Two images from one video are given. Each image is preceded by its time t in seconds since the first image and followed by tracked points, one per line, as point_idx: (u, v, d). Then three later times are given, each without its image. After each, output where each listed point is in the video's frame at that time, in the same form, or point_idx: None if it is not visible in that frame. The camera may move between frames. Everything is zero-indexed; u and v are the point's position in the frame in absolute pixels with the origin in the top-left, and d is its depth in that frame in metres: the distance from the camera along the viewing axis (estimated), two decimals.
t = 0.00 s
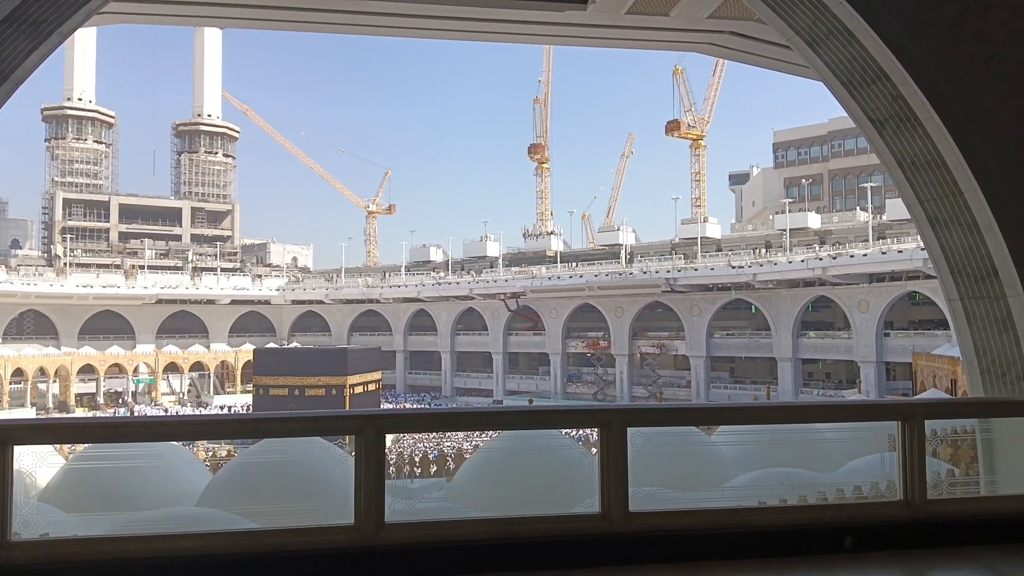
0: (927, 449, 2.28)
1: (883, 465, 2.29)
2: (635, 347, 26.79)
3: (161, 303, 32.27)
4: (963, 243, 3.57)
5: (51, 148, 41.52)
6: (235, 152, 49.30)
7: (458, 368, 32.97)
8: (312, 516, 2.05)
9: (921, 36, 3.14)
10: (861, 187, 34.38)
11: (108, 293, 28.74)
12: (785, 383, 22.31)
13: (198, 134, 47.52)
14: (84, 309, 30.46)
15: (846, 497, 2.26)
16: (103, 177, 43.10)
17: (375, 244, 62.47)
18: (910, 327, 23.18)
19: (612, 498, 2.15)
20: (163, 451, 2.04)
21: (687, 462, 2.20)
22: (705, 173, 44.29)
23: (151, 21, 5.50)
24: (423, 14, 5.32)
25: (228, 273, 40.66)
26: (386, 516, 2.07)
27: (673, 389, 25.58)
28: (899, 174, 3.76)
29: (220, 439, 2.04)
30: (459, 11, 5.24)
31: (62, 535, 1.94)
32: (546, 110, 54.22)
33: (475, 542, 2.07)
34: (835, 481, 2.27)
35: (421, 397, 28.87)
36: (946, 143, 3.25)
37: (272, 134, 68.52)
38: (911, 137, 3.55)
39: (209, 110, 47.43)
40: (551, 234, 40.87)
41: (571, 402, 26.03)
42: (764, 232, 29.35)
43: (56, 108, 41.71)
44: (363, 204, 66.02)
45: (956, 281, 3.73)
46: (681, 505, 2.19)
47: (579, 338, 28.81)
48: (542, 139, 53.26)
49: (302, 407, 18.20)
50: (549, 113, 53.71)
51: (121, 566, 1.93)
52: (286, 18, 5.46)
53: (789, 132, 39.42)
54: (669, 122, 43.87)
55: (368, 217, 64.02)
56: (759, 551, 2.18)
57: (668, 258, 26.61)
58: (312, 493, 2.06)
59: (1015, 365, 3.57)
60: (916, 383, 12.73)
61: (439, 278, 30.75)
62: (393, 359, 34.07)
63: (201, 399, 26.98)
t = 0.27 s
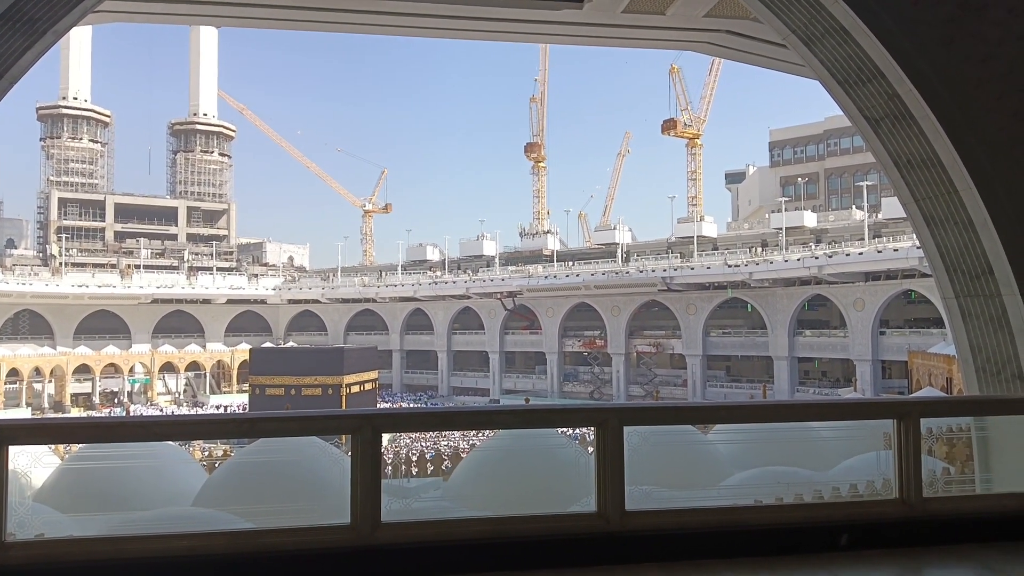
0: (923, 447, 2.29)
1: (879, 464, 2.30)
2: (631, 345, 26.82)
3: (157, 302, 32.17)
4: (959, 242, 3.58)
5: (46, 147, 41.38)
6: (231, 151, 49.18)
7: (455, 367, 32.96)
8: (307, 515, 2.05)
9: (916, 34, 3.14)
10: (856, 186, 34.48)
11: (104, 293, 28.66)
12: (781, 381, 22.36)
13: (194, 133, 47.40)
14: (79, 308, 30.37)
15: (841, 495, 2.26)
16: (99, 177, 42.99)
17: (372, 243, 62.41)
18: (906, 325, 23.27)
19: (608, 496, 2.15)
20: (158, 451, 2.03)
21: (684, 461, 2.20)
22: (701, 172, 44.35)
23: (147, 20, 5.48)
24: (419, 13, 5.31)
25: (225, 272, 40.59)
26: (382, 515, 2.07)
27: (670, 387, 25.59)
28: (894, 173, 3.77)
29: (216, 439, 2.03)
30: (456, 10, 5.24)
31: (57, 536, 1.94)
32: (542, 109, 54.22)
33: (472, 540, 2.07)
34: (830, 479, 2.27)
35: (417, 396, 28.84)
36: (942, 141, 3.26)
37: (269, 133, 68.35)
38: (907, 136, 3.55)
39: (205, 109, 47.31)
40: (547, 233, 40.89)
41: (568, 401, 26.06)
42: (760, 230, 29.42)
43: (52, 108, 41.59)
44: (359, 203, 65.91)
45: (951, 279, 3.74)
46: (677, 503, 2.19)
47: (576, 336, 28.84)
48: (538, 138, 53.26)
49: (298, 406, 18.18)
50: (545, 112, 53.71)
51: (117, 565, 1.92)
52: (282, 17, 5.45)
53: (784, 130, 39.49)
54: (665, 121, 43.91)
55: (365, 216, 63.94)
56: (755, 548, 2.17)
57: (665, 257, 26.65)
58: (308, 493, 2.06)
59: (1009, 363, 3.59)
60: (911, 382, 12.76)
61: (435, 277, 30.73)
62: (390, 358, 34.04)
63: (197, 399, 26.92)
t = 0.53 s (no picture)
0: (922, 449, 2.29)
1: (878, 465, 2.30)
2: (631, 345, 26.81)
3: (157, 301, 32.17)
4: (959, 243, 3.58)
5: (47, 145, 41.36)
6: (231, 150, 49.15)
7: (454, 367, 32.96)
8: (307, 513, 2.05)
9: (917, 36, 3.14)
10: (857, 187, 34.48)
11: (104, 291, 28.67)
12: (781, 382, 22.35)
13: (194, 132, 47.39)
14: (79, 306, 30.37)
15: (841, 496, 2.26)
16: (99, 175, 43.00)
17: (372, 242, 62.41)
18: (906, 327, 23.27)
19: (606, 496, 2.15)
20: (158, 449, 2.03)
21: (683, 461, 2.19)
22: (702, 173, 44.36)
23: (147, 17, 5.47)
24: (421, 12, 5.30)
25: (224, 271, 40.59)
26: (382, 514, 2.07)
27: (669, 388, 25.59)
28: (895, 174, 3.77)
29: (215, 437, 2.03)
30: (457, 10, 5.24)
31: (57, 533, 1.94)
32: (542, 109, 54.22)
33: (471, 540, 2.07)
34: (830, 480, 2.27)
35: (417, 395, 28.83)
36: (942, 143, 3.26)
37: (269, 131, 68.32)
38: (907, 137, 3.55)
39: (206, 107, 47.29)
40: (547, 233, 40.87)
41: (567, 400, 26.05)
42: (759, 231, 29.42)
43: (53, 106, 41.59)
44: (359, 202, 65.90)
45: (951, 281, 3.75)
46: (675, 503, 2.19)
47: (576, 337, 28.84)
48: (538, 138, 53.27)
49: (297, 405, 18.17)
50: (546, 112, 53.71)
51: (117, 563, 1.92)
52: (284, 16, 5.45)
53: (785, 132, 39.49)
54: (665, 121, 43.92)
55: (365, 215, 63.93)
56: (754, 549, 2.18)
57: (665, 257, 26.65)
58: (308, 491, 2.05)
59: (1008, 366, 3.59)
60: (911, 383, 12.75)
61: (435, 276, 30.71)
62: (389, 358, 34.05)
63: (196, 397, 26.93)
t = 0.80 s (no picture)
0: (921, 446, 2.29)
1: (877, 462, 2.30)
2: (630, 343, 26.82)
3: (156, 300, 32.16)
4: (958, 241, 3.58)
5: (45, 144, 41.31)
6: (230, 149, 49.10)
7: (453, 365, 32.96)
8: (306, 512, 2.05)
9: (914, 34, 3.14)
10: (856, 185, 34.50)
11: (103, 290, 28.65)
12: (780, 380, 22.37)
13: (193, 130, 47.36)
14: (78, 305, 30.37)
15: (840, 494, 2.26)
16: (97, 174, 42.97)
17: (370, 241, 62.36)
18: (905, 325, 23.30)
19: (606, 494, 2.15)
20: (157, 449, 2.03)
21: (681, 459, 2.20)
22: (701, 171, 44.37)
23: (146, 16, 5.47)
24: (419, 10, 5.30)
25: (223, 270, 40.58)
26: (381, 512, 2.07)
27: (668, 386, 25.60)
28: (894, 172, 3.77)
29: (215, 436, 2.03)
30: (456, 8, 5.23)
31: (58, 533, 1.94)
32: (541, 107, 54.22)
33: (470, 539, 2.07)
34: (828, 478, 2.27)
35: (416, 394, 28.82)
36: (941, 141, 3.27)
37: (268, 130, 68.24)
38: (907, 133, 3.54)
39: (204, 106, 47.28)
40: (546, 231, 40.85)
41: (566, 398, 26.05)
42: (759, 229, 29.41)
43: (51, 105, 41.53)
44: (358, 201, 65.85)
45: (950, 278, 3.75)
46: (675, 501, 2.19)
47: (575, 335, 28.85)
48: (538, 136, 53.25)
49: (296, 403, 18.17)
50: (545, 110, 53.70)
51: (117, 563, 1.93)
52: (283, 14, 5.44)
53: (784, 129, 39.50)
54: (664, 119, 43.94)
55: (364, 213, 63.91)
56: (752, 547, 2.18)
57: (664, 255, 26.66)
58: (305, 489, 2.06)
59: (1007, 363, 3.60)
60: (910, 381, 12.75)
61: (434, 275, 30.70)
62: (388, 356, 34.04)
63: (196, 396, 26.95)
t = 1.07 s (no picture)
0: (920, 447, 2.29)
1: (876, 463, 2.30)
2: (630, 344, 26.81)
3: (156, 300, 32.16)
4: (958, 243, 3.59)
5: (45, 144, 41.31)
6: (230, 149, 49.11)
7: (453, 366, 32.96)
8: (306, 512, 2.05)
9: (914, 35, 3.14)
10: (856, 186, 34.54)
11: (102, 290, 28.64)
12: (779, 381, 22.37)
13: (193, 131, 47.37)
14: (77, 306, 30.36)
15: (839, 495, 2.27)
16: (97, 175, 43.00)
17: (370, 242, 62.42)
18: (905, 326, 23.31)
19: (605, 494, 2.15)
20: (157, 450, 2.03)
21: (681, 460, 2.20)
22: (700, 172, 44.40)
23: (146, 16, 5.47)
24: (419, 11, 5.29)
25: (223, 270, 40.59)
26: (381, 514, 2.06)
27: (668, 386, 25.60)
28: (893, 173, 3.78)
29: (214, 437, 2.02)
30: (456, 9, 5.24)
31: (57, 533, 1.94)
32: (541, 108, 54.25)
33: (469, 540, 2.07)
34: (828, 478, 2.27)
35: (415, 395, 28.83)
36: (940, 142, 3.27)
37: (268, 131, 68.23)
38: (907, 135, 3.55)
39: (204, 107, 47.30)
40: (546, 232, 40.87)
41: (566, 399, 26.05)
42: (759, 231, 29.42)
43: (51, 105, 41.54)
44: (358, 201, 65.87)
45: (950, 279, 3.75)
46: (675, 502, 2.19)
47: (574, 336, 28.85)
48: (538, 137, 53.28)
49: (296, 404, 18.17)
50: (545, 112, 53.74)
51: (115, 562, 1.92)
52: (282, 15, 5.45)
53: (784, 131, 39.54)
54: (664, 120, 43.99)
55: (364, 214, 63.95)
56: (750, 549, 2.18)
57: (664, 256, 26.66)
58: (304, 490, 2.05)
59: (1006, 364, 3.60)
60: (910, 382, 12.75)
61: (434, 276, 30.71)
62: (388, 357, 34.05)
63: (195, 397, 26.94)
